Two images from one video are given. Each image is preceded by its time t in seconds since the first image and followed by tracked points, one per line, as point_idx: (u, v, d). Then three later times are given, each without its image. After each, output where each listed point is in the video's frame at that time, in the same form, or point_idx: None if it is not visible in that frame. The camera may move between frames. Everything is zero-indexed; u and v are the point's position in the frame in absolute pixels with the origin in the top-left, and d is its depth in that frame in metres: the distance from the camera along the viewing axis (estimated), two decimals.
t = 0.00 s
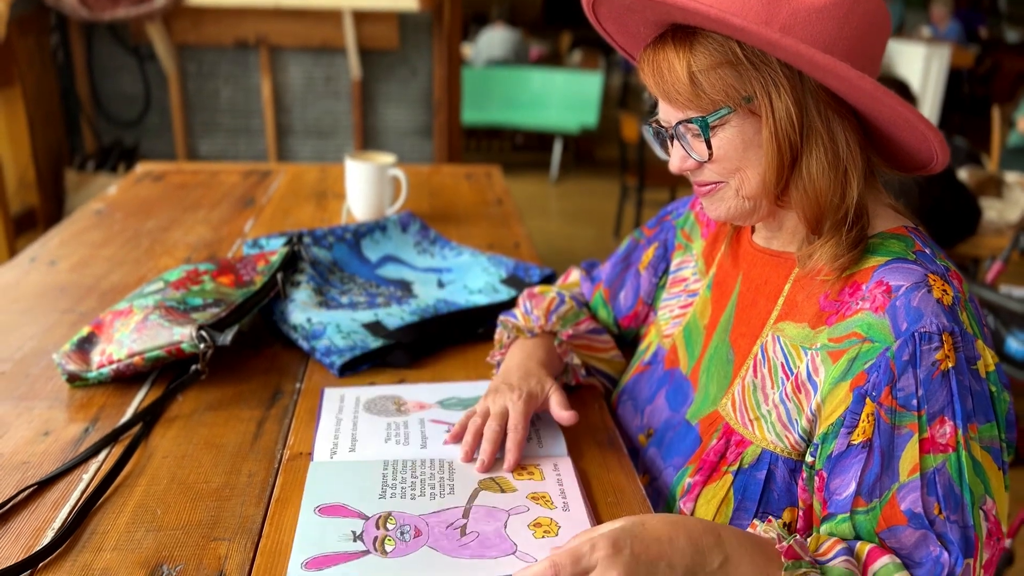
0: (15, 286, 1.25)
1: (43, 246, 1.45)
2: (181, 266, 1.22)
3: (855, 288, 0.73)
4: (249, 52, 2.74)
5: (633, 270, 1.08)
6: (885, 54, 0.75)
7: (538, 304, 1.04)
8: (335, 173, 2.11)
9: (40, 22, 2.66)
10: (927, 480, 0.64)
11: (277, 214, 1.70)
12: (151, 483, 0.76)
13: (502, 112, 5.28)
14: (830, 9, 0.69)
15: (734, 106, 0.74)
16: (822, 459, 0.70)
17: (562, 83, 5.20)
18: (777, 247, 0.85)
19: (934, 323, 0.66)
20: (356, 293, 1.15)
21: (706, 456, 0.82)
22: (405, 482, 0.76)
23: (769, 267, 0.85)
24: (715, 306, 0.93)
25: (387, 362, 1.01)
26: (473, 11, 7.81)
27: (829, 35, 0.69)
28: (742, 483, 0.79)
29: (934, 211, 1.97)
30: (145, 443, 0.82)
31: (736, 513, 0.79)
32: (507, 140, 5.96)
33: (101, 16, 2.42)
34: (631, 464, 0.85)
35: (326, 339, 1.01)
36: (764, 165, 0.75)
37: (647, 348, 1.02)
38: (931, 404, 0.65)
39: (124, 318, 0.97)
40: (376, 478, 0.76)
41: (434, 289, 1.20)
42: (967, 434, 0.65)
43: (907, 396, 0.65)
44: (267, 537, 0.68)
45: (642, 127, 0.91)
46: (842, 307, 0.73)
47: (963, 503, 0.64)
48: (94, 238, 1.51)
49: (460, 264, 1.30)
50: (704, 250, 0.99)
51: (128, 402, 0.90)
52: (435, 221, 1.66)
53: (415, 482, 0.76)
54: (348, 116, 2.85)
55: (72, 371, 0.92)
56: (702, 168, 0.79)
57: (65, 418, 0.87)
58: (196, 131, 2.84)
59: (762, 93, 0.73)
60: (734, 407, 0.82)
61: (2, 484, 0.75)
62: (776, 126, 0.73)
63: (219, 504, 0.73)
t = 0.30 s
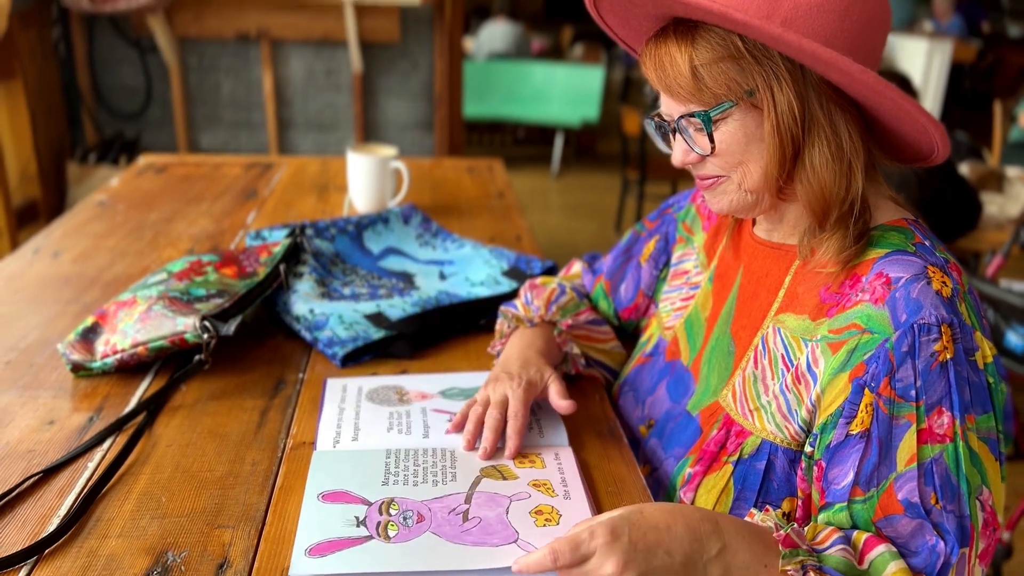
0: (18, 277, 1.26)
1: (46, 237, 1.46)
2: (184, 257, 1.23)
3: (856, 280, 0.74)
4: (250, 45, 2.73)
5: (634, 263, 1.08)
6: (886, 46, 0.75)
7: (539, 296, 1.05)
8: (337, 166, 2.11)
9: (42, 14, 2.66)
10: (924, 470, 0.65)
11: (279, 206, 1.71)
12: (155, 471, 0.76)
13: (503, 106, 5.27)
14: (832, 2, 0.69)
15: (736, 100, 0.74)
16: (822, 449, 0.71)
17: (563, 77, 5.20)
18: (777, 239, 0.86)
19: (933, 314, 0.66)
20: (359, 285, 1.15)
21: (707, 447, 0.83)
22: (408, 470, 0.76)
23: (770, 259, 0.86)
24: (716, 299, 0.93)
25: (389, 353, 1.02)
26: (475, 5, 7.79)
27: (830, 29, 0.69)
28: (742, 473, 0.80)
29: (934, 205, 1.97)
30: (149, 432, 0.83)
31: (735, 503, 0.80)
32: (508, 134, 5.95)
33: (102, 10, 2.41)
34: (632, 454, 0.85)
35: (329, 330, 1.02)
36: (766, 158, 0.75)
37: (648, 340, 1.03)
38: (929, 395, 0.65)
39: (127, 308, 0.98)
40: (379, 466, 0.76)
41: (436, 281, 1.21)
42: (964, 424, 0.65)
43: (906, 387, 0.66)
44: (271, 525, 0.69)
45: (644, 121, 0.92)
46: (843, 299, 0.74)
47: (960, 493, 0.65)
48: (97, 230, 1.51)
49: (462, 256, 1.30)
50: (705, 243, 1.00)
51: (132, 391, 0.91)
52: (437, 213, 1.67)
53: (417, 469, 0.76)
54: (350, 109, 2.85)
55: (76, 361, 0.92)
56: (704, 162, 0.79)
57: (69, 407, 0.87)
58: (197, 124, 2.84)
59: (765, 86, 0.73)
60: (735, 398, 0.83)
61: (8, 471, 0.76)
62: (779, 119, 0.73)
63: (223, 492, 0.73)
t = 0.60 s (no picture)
0: (19, 272, 1.26)
1: (47, 231, 1.46)
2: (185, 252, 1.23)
3: (858, 277, 0.74)
4: (250, 40, 2.73)
5: (633, 256, 1.10)
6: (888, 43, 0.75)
7: (518, 276, 1.10)
8: (338, 161, 2.11)
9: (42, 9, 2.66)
10: (923, 468, 0.65)
11: (280, 201, 1.71)
12: (156, 466, 0.77)
13: (503, 101, 5.27)
14: None
15: (739, 99, 0.74)
16: (822, 445, 0.71)
17: (564, 72, 5.19)
18: (779, 236, 0.86)
19: (935, 312, 0.66)
20: (359, 280, 1.16)
21: (708, 444, 0.83)
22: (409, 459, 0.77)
23: (772, 256, 0.86)
24: (717, 295, 0.93)
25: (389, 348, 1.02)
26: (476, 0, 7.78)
27: (832, 27, 0.69)
28: (743, 469, 0.80)
29: (934, 201, 1.97)
30: (150, 427, 0.83)
31: (737, 498, 0.80)
32: (509, 129, 5.95)
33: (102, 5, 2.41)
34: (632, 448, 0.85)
35: (329, 325, 1.02)
36: (769, 157, 0.75)
37: (649, 336, 1.03)
38: (930, 392, 0.65)
39: (129, 303, 0.98)
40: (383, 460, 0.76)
41: (436, 276, 1.21)
42: (965, 422, 0.65)
43: (906, 384, 0.66)
44: (272, 519, 0.69)
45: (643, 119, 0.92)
46: (845, 296, 0.74)
47: (961, 491, 0.65)
48: (98, 225, 1.51)
49: (463, 251, 1.30)
50: (707, 239, 1.00)
51: (133, 386, 0.91)
52: (437, 208, 1.67)
53: (418, 461, 0.77)
54: (350, 104, 2.84)
55: (78, 355, 0.92)
56: (707, 161, 0.79)
57: (71, 402, 0.87)
58: (198, 119, 2.84)
59: (767, 85, 0.73)
60: (737, 395, 0.83)
61: (10, 465, 0.76)
62: (781, 117, 0.73)
63: (224, 487, 0.74)
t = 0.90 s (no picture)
0: (19, 269, 1.26)
1: (47, 229, 1.46)
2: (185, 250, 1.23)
3: (857, 277, 0.74)
4: (251, 37, 2.73)
5: (633, 252, 1.10)
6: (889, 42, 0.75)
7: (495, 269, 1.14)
8: (338, 158, 2.11)
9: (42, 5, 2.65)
10: (916, 467, 0.65)
11: (280, 198, 1.71)
12: (155, 463, 0.77)
13: (504, 98, 5.26)
14: None
15: (738, 99, 0.74)
16: (819, 442, 0.71)
17: (565, 70, 5.19)
18: (779, 235, 0.86)
19: (933, 313, 0.66)
20: (359, 278, 1.16)
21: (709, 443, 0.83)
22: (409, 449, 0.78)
23: (772, 255, 0.86)
24: (717, 294, 0.93)
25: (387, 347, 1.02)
26: None
27: (832, 27, 0.69)
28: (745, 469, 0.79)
29: (934, 200, 1.96)
30: (150, 424, 0.83)
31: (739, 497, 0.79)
32: (510, 126, 5.95)
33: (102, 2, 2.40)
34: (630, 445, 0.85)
35: (329, 323, 1.02)
36: (768, 157, 0.75)
37: (650, 335, 1.03)
38: (928, 393, 0.66)
39: (128, 301, 0.98)
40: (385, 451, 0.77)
41: (436, 274, 1.21)
42: (964, 424, 0.65)
43: (903, 384, 0.66)
44: (271, 516, 0.69)
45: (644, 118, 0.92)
46: (844, 297, 0.74)
47: (958, 493, 0.65)
48: (98, 222, 1.51)
49: (463, 249, 1.30)
50: (708, 237, 1.00)
51: (132, 383, 0.91)
52: (438, 206, 1.67)
53: (418, 450, 0.77)
54: (350, 101, 2.84)
55: (77, 353, 0.92)
56: (706, 160, 0.79)
57: (70, 399, 0.87)
58: (198, 116, 2.84)
59: (767, 85, 0.73)
60: (737, 395, 0.83)
61: (10, 462, 0.76)
62: (781, 118, 0.73)
63: (223, 484, 0.73)
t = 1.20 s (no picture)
0: (19, 268, 1.26)
1: (47, 227, 1.45)
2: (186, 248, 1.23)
3: (856, 275, 0.73)
4: (251, 34, 2.72)
5: (635, 250, 1.09)
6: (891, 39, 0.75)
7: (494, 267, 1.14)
8: (338, 156, 2.11)
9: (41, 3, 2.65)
10: (895, 465, 0.65)
11: (281, 196, 1.71)
12: (156, 462, 0.76)
13: (504, 96, 5.26)
14: None
15: (737, 96, 0.74)
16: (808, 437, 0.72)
17: (565, 67, 5.18)
18: (781, 233, 0.86)
19: (930, 310, 0.66)
20: (360, 276, 1.15)
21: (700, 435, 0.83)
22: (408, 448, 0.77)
23: (773, 253, 0.85)
24: (718, 291, 0.93)
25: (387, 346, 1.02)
26: None
27: (833, 25, 0.69)
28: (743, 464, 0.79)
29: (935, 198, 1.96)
30: (150, 423, 0.83)
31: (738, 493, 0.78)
32: (511, 124, 5.94)
33: None
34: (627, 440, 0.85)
35: (330, 321, 1.02)
36: (768, 154, 0.75)
37: (651, 331, 1.03)
38: (920, 390, 0.66)
39: (129, 299, 0.98)
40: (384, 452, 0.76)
41: (436, 272, 1.21)
42: (952, 423, 0.66)
43: (892, 380, 0.66)
44: (272, 515, 0.68)
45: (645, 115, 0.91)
46: (843, 294, 0.74)
47: (936, 494, 0.65)
48: (98, 220, 1.51)
49: (464, 247, 1.30)
50: (710, 235, 1.00)
51: (133, 382, 0.91)
52: (438, 204, 1.67)
53: (417, 450, 0.77)
54: (351, 99, 2.84)
55: (78, 351, 0.92)
56: (706, 157, 0.79)
57: (70, 398, 0.87)
58: (199, 114, 2.83)
59: (766, 83, 0.73)
60: (730, 390, 0.83)
61: (10, 460, 0.76)
62: (780, 115, 0.73)
63: (224, 483, 0.73)
